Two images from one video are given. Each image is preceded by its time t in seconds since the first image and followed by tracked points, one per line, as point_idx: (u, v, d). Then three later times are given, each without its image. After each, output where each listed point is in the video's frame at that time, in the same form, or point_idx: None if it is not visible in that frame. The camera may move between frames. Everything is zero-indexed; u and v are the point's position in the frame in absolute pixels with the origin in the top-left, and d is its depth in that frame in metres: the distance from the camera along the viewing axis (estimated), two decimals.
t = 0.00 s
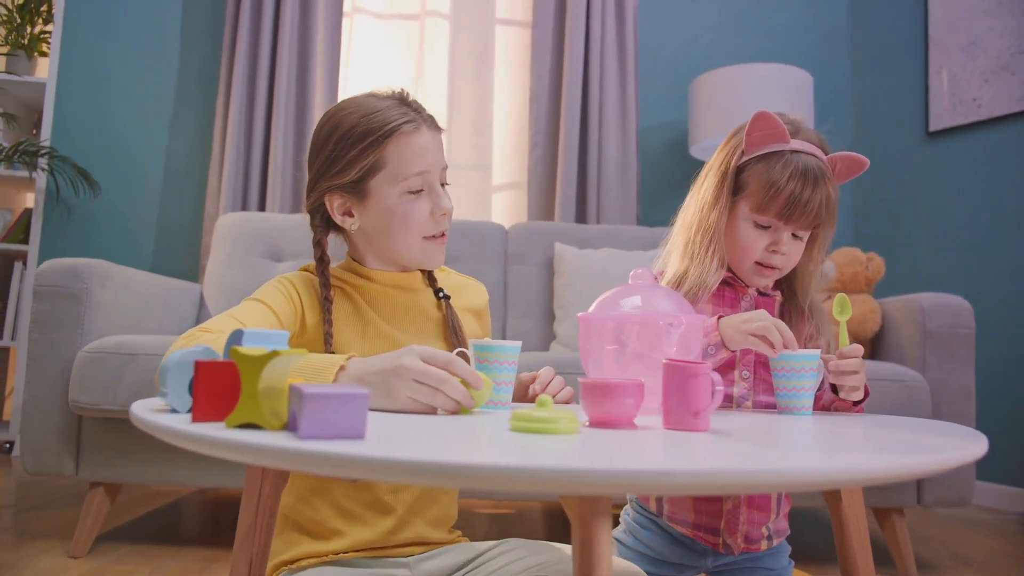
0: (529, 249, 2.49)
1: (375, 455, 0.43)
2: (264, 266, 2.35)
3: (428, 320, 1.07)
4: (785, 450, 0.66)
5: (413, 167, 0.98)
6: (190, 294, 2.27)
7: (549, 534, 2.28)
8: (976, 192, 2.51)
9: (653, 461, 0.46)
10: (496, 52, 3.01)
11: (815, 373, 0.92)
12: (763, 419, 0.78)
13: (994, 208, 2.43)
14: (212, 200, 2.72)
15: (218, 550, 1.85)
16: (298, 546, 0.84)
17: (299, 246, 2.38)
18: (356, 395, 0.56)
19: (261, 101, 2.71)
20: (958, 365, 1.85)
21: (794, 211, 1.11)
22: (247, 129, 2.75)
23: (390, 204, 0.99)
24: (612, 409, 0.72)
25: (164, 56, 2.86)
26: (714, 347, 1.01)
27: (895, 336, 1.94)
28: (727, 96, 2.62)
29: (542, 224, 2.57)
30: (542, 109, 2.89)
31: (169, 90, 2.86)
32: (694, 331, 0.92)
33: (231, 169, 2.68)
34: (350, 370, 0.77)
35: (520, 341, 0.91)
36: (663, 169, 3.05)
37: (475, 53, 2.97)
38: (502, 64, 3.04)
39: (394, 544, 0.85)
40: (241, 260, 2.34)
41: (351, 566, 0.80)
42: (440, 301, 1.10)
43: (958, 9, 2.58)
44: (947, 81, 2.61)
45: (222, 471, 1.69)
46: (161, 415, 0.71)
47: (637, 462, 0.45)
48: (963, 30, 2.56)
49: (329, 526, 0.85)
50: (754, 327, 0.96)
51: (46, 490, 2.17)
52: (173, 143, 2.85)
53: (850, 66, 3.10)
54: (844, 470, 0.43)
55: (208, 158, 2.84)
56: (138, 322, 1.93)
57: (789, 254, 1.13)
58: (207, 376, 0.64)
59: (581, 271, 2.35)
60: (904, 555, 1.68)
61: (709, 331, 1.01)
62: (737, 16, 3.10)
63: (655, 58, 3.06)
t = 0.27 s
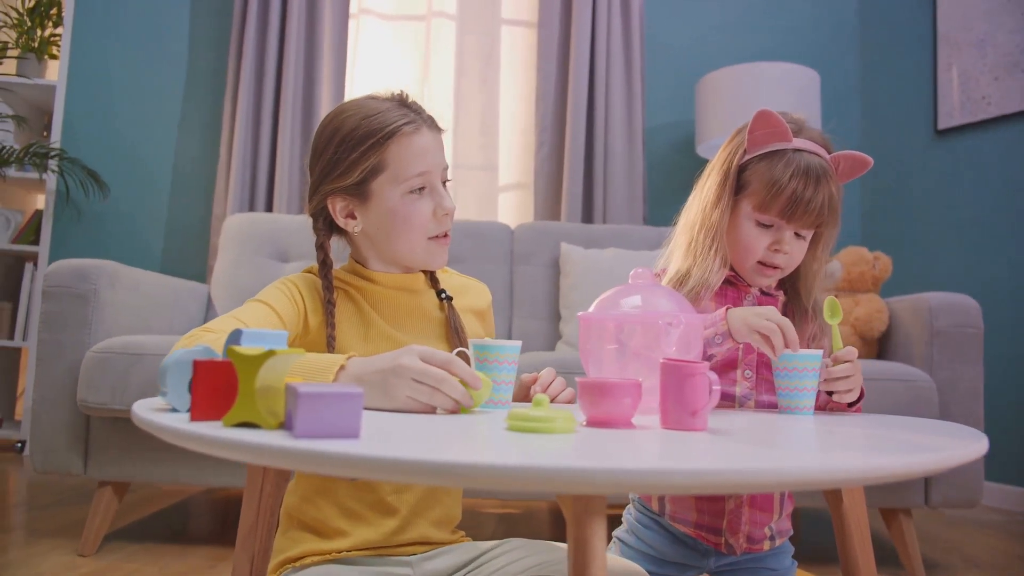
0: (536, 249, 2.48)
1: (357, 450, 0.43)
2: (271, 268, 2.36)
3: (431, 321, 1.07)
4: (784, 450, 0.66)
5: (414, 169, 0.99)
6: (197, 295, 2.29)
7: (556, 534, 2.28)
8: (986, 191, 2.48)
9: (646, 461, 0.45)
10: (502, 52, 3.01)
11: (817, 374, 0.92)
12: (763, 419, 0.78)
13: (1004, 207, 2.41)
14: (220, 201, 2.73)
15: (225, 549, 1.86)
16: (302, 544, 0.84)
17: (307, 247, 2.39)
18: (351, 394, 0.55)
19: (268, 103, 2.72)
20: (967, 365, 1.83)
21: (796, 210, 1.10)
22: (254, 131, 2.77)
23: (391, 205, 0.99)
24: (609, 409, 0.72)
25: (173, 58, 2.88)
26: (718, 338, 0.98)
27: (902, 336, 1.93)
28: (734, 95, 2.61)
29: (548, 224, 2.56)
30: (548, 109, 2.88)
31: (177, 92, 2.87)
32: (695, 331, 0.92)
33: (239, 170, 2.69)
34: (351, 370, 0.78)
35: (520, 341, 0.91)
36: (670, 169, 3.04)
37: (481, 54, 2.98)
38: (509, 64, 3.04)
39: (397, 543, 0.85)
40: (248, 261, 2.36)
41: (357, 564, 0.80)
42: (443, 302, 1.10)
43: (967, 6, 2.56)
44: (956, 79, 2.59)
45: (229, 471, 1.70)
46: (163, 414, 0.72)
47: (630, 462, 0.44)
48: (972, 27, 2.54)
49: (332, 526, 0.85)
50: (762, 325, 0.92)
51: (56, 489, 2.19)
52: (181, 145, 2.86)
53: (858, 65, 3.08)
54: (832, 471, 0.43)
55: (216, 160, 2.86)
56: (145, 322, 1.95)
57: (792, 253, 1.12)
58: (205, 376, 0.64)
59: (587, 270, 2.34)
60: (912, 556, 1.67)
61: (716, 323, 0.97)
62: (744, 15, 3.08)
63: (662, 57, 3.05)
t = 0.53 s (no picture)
0: (541, 249, 2.48)
1: (345, 449, 0.43)
2: (277, 268, 2.37)
3: (433, 321, 1.07)
4: (780, 450, 0.65)
5: (414, 170, 0.99)
6: (204, 295, 2.30)
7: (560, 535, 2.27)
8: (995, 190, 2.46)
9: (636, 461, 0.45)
10: (508, 53, 3.01)
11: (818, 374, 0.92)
12: (761, 419, 0.78)
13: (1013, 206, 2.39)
14: (226, 202, 2.74)
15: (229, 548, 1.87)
16: (303, 543, 0.84)
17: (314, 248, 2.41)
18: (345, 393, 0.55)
19: (274, 104, 2.73)
20: (974, 366, 1.82)
21: (797, 209, 1.10)
22: (261, 132, 2.78)
23: (391, 206, 0.99)
24: (604, 409, 0.72)
25: (180, 60, 2.90)
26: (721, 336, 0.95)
27: (908, 337, 1.92)
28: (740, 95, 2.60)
29: (553, 224, 2.56)
30: (554, 110, 2.88)
31: (184, 94, 2.89)
32: (694, 330, 0.91)
33: (245, 171, 2.70)
34: (350, 370, 0.78)
35: (519, 341, 0.91)
36: (676, 169, 3.03)
37: (487, 55, 2.98)
38: (515, 65, 3.03)
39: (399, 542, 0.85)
40: (254, 261, 2.37)
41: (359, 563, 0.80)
42: (444, 302, 1.10)
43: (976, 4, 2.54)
44: (964, 78, 2.57)
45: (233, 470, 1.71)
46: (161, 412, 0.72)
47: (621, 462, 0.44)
48: (981, 26, 2.52)
49: (334, 525, 0.85)
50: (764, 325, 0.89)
51: (64, 488, 2.20)
52: (189, 146, 2.88)
53: (865, 65, 3.07)
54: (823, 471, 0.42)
55: (223, 161, 2.87)
56: (152, 322, 1.96)
57: (793, 252, 1.12)
58: (202, 375, 0.65)
59: (591, 271, 2.34)
60: (917, 557, 1.66)
61: (720, 319, 0.94)
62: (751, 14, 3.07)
63: (668, 57, 3.04)
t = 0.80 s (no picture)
0: (542, 249, 2.48)
1: (336, 449, 0.43)
2: (279, 268, 2.38)
3: (431, 322, 1.07)
4: (773, 449, 0.65)
5: (410, 169, 0.99)
6: (206, 295, 2.30)
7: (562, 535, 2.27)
8: (998, 189, 2.45)
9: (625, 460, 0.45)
10: (510, 53, 3.01)
11: (813, 374, 0.92)
12: (755, 419, 0.78)
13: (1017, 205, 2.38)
14: (229, 202, 2.75)
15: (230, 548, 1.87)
16: (301, 544, 0.84)
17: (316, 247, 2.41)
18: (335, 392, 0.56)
19: (277, 105, 2.74)
20: (976, 366, 1.81)
21: (793, 208, 1.10)
22: (263, 133, 2.78)
23: (388, 206, 1.00)
24: (596, 408, 0.72)
25: (183, 61, 2.91)
26: (716, 333, 0.93)
27: (909, 337, 1.91)
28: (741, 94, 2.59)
29: (554, 224, 2.56)
30: (556, 110, 2.88)
31: (187, 95, 2.90)
32: (689, 330, 0.91)
33: (247, 172, 2.71)
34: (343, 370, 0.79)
35: (514, 340, 0.92)
36: (678, 169, 3.03)
37: (489, 55, 2.98)
38: (517, 65, 3.04)
39: (397, 542, 0.85)
40: (256, 262, 2.37)
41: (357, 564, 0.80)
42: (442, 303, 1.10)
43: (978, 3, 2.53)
44: (967, 77, 2.56)
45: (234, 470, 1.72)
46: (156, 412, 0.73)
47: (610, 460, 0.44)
48: (983, 25, 2.51)
49: (332, 526, 0.85)
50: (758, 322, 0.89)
51: (67, 487, 2.21)
52: (192, 147, 2.89)
53: (868, 65, 3.06)
54: (812, 471, 0.42)
55: (226, 161, 2.88)
56: (153, 322, 1.96)
57: (790, 251, 1.12)
58: (195, 374, 0.65)
59: (593, 270, 2.34)
60: (918, 557, 1.65)
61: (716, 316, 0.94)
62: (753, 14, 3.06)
63: (670, 57, 3.04)
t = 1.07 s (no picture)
0: (547, 250, 2.48)
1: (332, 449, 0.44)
2: (284, 270, 2.39)
3: (432, 324, 1.07)
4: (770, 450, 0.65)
5: (407, 170, 1.00)
6: (211, 296, 2.32)
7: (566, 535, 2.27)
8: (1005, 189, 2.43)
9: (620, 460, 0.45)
10: (514, 54, 3.01)
11: (813, 374, 0.91)
12: (753, 420, 0.78)
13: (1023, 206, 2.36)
14: (234, 204, 2.76)
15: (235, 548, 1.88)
16: (304, 545, 0.84)
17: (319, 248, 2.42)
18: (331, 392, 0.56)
19: (281, 107, 2.75)
20: (981, 367, 1.80)
21: (789, 205, 1.09)
22: (268, 135, 2.79)
23: (386, 207, 1.00)
24: (592, 409, 0.72)
25: (189, 63, 2.92)
26: (715, 332, 0.93)
27: (914, 338, 1.90)
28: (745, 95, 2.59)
29: (558, 225, 2.56)
30: (560, 111, 2.88)
31: (193, 97, 2.91)
32: (689, 331, 0.91)
33: (252, 173, 2.72)
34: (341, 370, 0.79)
35: (513, 341, 0.92)
36: (683, 170, 3.02)
37: (493, 56, 2.99)
38: (521, 66, 3.04)
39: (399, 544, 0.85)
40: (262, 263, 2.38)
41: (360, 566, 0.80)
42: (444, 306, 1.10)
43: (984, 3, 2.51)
44: (973, 77, 2.54)
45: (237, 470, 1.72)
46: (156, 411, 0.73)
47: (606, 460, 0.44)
48: (989, 24, 2.49)
49: (334, 527, 0.85)
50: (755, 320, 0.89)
51: (73, 487, 2.22)
52: (198, 149, 2.90)
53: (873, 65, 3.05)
54: (810, 471, 0.42)
55: (231, 163, 2.89)
56: (158, 323, 1.97)
57: (788, 248, 1.11)
58: (194, 374, 0.66)
59: (596, 271, 2.34)
60: (922, 559, 1.65)
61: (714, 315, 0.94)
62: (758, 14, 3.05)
63: (675, 58, 3.03)
